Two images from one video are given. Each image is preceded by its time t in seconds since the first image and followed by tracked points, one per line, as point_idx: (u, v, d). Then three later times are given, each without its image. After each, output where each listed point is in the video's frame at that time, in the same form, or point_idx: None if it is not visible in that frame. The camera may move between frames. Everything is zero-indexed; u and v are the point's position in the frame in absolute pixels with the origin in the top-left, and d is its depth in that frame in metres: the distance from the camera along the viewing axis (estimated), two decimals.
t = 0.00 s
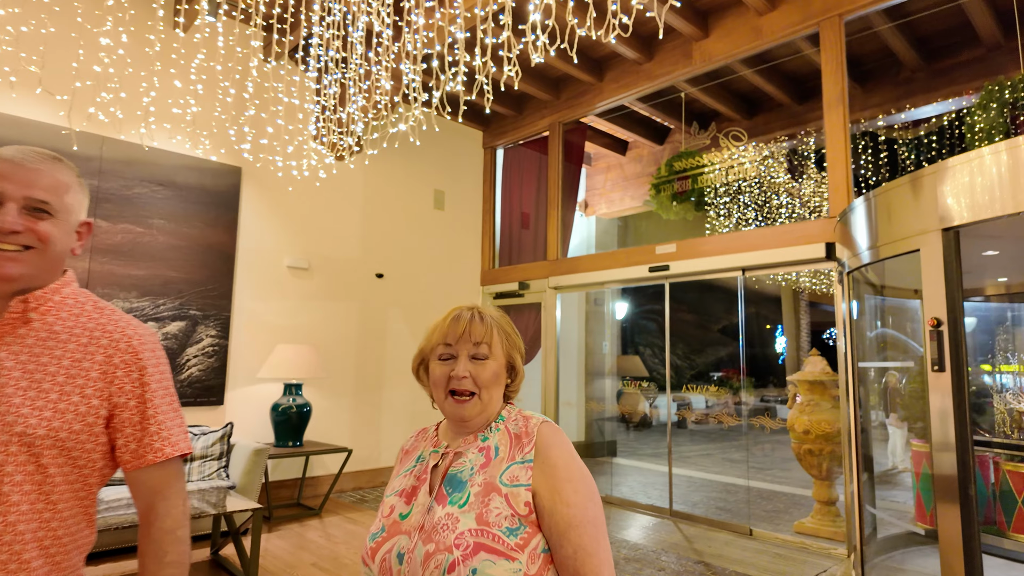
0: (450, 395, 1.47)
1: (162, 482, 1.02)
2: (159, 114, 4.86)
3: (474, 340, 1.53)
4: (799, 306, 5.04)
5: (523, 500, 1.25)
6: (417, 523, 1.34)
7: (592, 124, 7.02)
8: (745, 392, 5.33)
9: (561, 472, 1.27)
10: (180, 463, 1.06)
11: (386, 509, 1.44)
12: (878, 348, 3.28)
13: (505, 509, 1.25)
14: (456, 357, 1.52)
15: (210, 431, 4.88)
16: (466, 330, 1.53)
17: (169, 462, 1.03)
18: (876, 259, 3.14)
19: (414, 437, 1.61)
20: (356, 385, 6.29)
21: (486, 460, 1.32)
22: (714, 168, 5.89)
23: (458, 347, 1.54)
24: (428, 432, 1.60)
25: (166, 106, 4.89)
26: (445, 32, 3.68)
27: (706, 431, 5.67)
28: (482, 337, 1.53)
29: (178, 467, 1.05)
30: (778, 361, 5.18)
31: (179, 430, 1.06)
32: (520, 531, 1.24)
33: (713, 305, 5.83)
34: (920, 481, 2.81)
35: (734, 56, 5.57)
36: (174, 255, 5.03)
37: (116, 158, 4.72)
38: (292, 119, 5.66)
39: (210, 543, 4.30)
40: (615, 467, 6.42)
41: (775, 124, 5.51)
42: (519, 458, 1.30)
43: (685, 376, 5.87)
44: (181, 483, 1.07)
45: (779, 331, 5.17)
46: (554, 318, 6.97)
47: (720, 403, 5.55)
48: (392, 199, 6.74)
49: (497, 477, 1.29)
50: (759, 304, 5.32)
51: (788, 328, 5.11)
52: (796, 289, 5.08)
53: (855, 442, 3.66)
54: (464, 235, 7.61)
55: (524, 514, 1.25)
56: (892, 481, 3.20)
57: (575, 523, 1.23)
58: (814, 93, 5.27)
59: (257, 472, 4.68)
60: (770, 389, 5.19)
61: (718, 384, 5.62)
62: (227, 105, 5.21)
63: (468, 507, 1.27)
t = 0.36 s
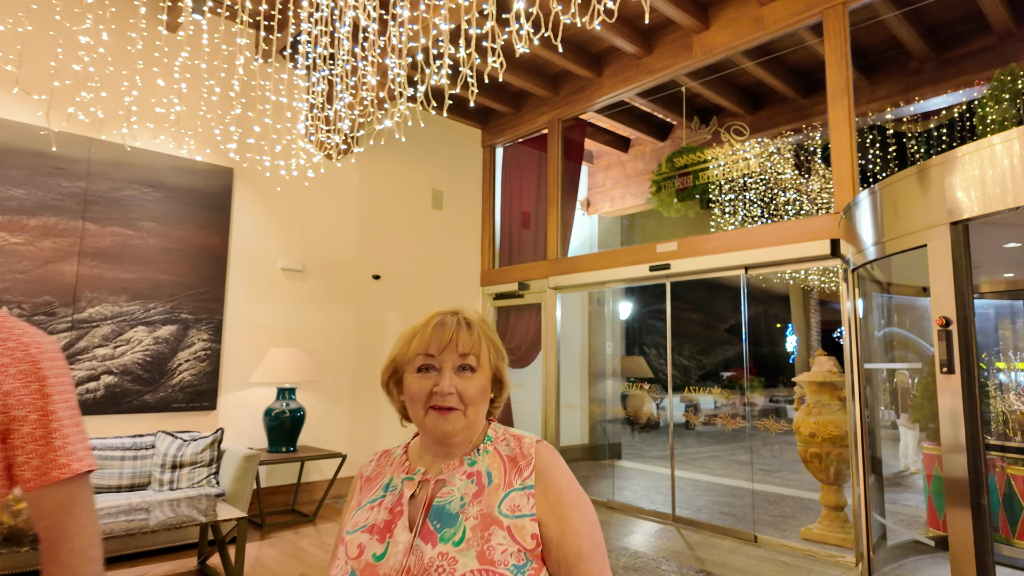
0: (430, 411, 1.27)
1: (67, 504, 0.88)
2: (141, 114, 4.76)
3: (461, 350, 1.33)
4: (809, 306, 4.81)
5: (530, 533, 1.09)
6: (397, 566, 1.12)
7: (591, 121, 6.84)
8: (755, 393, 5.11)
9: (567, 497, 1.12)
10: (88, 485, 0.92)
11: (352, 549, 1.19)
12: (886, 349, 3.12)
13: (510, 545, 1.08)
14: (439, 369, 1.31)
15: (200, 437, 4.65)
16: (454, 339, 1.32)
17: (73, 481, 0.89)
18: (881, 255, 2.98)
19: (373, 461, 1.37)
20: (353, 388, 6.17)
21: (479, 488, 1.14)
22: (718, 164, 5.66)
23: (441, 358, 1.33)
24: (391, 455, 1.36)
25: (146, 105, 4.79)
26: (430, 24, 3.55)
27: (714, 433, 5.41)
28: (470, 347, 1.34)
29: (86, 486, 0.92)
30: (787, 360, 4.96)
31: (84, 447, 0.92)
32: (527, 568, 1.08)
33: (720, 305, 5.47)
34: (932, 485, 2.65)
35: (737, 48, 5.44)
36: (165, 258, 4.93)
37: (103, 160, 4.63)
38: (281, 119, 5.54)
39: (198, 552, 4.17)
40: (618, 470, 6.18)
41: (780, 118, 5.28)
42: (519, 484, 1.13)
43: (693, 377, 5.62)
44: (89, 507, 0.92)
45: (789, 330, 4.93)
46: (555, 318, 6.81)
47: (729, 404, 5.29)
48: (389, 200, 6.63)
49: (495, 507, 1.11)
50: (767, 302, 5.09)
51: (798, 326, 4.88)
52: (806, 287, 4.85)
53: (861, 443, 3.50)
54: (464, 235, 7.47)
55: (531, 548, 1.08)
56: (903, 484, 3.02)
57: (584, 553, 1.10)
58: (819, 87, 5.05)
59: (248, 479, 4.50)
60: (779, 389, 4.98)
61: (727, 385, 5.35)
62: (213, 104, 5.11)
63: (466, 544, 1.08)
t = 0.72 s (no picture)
0: (391, 412, 1.10)
1: None
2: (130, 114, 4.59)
3: (429, 344, 1.15)
4: (829, 299, 4.67)
5: (508, 548, 0.97)
6: None
7: (597, 114, 6.61)
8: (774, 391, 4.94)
9: (547, 507, 1.02)
10: None
11: None
12: (905, 342, 2.93)
13: (486, 563, 0.95)
14: (403, 366, 1.13)
15: (200, 442, 4.53)
16: (421, 332, 1.14)
17: None
18: (897, 241, 2.79)
19: (315, 473, 1.19)
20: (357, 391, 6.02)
21: (448, 499, 1.01)
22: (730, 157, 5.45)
23: (405, 353, 1.14)
24: (336, 467, 1.20)
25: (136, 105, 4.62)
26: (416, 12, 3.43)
27: (731, 433, 5.16)
28: (439, 341, 1.16)
29: None
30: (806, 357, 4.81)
31: None
32: None
33: (736, 302, 5.26)
34: (958, 485, 2.45)
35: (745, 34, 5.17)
36: (162, 262, 4.77)
37: (99, 163, 4.50)
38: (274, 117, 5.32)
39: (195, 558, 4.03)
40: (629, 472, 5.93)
41: (791, 106, 5.13)
42: (492, 493, 1.01)
43: (708, 376, 5.36)
44: None
45: (810, 326, 4.80)
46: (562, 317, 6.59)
47: (748, 403, 5.05)
48: (394, 197, 6.48)
49: (468, 519, 0.98)
50: (786, 299, 4.94)
51: (819, 322, 4.75)
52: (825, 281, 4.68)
53: (880, 441, 3.31)
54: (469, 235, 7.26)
55: (510, 565, 0.96)
56: (927, 483, 2.81)
57: (568, 567, 1.00)
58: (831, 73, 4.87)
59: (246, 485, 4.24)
60: (800, 386, 4.83)
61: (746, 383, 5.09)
62: (204, 104, 4.96)
63: (436, 564, 0.95)
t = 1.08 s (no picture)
0: (382, 395, 1.07)
1: None
2: (179, 121, 4.56)
3: (426, 322, 1.11)
4: (904, 292, 4.33)
5: (501, 550, 0.89)
6: None
7: (645, 103, 6.36)
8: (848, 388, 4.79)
9: (549, 504, 0.92)
10: None
11: (273, 565, 0.99)
12: (987, 330, 2.63)
13: (474, 565, 0.88)
14: (398, 343, 1.09)
15: (257, 440, 4.54)
16: (417, 307, 1.10)
17: None
18: (978, 217, 2.52)
19: (310, 456, 1.18)
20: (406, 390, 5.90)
21: (438, 493, 0.95)
22: (790, 141, 5.12)
23: (400, 329, 1.11)
24: (330, 450, 1.18)
25: (185, 112, 4.58)
26: None
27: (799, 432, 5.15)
28: (437, 318, 1.12)
29: None
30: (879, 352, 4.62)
31: None
32: None
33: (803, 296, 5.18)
34: None
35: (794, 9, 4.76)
36: (217, 265, 4.67)
37: (157, 172, 4.46)
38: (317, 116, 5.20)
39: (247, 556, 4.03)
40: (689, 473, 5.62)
41: (852, 84, 4.85)
42: (488, 488, 0.94)
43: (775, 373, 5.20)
44: None
45: (884, 321, 4.48)
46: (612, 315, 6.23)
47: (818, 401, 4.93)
48: (441, 196, 6.36)
49: (458, 516, 0.91)
50: (856, 292, 4.82)
51: (893, 316, 4.42)
52: (900, 271, 4.32)
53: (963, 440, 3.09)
54: (515, 236, 7.01)
55: (502, 569, 0.89)
56: (1018, 486, 2.47)
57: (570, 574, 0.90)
58: (898, 46, 4.53)
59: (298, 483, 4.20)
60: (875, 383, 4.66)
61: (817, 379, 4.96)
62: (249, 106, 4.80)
63: (419, 562, 0.90)
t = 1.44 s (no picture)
0: (419, 378, 1.08)
1: (10, 472, 0.79)
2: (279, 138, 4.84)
3: (456, 310, 1.13)
4: None
5: (527, 520, 0.88)
6: (369, 557, 0.96)
7: (736, 89, 6.08)
8: (976, 387, 4.32)
9: (571, 478, 0.91)
10: (34, 451, 0.83)
11: (318, 542, 1.03)
12: None
13: (502, 534, 0.88)
14: (429, 331, 1.12)
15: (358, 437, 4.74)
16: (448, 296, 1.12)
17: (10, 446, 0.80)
18: None
19: (352, 442, 1.20)
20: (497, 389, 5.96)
21: (466, 468, 0.95)
22: (898, 118, 4.73)
23: (431, 317, 1.13)
24: (370, 437, 1.19)
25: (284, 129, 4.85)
26: None
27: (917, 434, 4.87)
28: (466, 307, 1.14)
29: (29, 451, 0.82)
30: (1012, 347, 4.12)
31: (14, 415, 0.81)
32: (524, 561, 0.88)
33: (920, 289, 4.86)
34: None
35: None
36: (319, 272, 4.96)
37: (264, 187, 4.78)
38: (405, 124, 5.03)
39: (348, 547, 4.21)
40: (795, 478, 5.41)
41: (970, 54, 4.45)
42: (514, 463, 0.93)
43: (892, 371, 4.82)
44: (35, 462, 0.84)
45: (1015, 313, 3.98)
46: (707, 313, 5.90)
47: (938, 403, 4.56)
48: (525, 196, 6.39)
49: (486, 489, 0.92)
50: (982, 284, 4.38)
51: None
52: None
53: None
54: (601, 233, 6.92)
55: (528, 539, 0.88)
56: None
57: (596, 545, 0.88)
58: None
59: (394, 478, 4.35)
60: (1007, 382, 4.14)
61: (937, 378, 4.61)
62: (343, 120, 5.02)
63: (450, 532, 0.90)
